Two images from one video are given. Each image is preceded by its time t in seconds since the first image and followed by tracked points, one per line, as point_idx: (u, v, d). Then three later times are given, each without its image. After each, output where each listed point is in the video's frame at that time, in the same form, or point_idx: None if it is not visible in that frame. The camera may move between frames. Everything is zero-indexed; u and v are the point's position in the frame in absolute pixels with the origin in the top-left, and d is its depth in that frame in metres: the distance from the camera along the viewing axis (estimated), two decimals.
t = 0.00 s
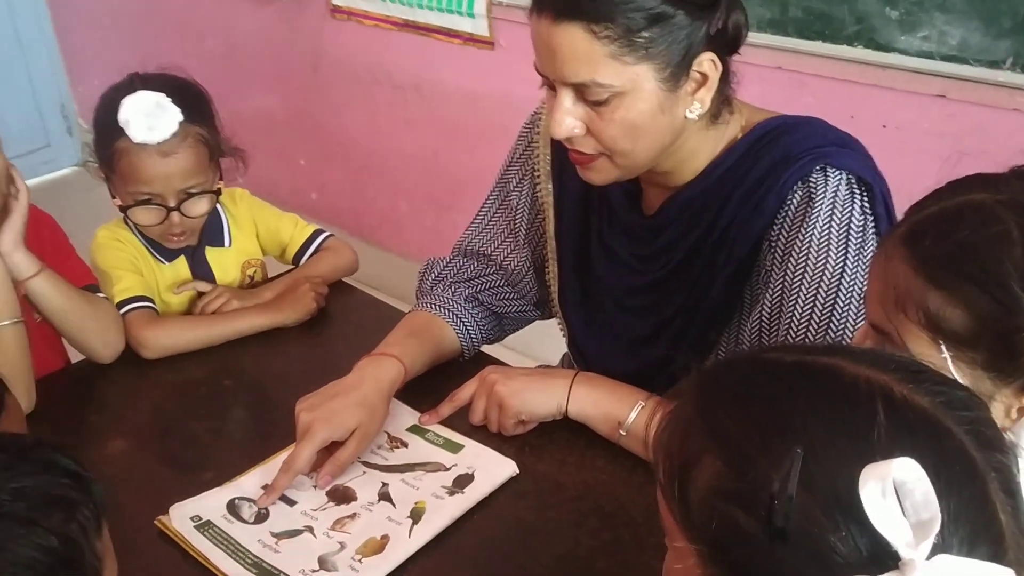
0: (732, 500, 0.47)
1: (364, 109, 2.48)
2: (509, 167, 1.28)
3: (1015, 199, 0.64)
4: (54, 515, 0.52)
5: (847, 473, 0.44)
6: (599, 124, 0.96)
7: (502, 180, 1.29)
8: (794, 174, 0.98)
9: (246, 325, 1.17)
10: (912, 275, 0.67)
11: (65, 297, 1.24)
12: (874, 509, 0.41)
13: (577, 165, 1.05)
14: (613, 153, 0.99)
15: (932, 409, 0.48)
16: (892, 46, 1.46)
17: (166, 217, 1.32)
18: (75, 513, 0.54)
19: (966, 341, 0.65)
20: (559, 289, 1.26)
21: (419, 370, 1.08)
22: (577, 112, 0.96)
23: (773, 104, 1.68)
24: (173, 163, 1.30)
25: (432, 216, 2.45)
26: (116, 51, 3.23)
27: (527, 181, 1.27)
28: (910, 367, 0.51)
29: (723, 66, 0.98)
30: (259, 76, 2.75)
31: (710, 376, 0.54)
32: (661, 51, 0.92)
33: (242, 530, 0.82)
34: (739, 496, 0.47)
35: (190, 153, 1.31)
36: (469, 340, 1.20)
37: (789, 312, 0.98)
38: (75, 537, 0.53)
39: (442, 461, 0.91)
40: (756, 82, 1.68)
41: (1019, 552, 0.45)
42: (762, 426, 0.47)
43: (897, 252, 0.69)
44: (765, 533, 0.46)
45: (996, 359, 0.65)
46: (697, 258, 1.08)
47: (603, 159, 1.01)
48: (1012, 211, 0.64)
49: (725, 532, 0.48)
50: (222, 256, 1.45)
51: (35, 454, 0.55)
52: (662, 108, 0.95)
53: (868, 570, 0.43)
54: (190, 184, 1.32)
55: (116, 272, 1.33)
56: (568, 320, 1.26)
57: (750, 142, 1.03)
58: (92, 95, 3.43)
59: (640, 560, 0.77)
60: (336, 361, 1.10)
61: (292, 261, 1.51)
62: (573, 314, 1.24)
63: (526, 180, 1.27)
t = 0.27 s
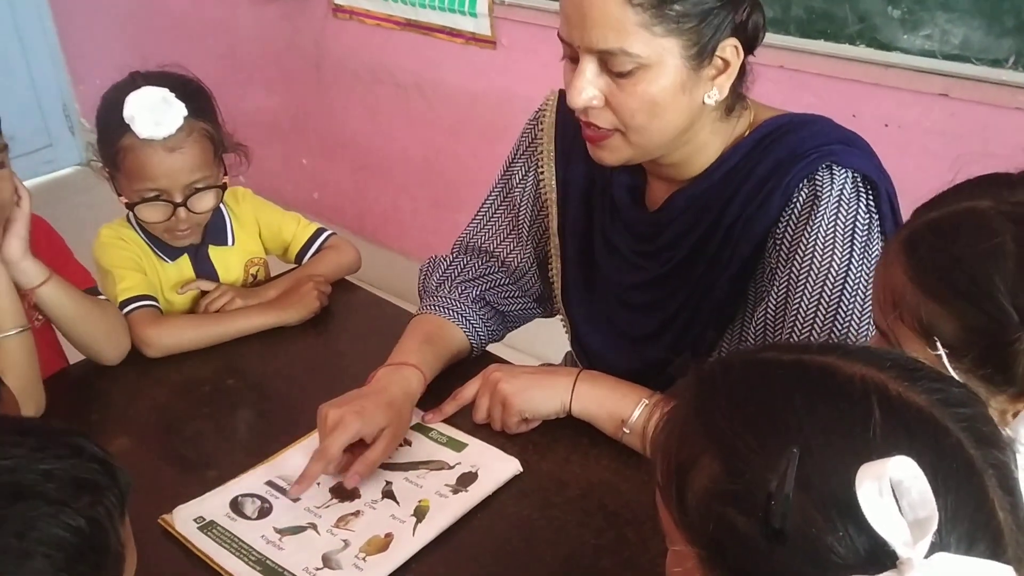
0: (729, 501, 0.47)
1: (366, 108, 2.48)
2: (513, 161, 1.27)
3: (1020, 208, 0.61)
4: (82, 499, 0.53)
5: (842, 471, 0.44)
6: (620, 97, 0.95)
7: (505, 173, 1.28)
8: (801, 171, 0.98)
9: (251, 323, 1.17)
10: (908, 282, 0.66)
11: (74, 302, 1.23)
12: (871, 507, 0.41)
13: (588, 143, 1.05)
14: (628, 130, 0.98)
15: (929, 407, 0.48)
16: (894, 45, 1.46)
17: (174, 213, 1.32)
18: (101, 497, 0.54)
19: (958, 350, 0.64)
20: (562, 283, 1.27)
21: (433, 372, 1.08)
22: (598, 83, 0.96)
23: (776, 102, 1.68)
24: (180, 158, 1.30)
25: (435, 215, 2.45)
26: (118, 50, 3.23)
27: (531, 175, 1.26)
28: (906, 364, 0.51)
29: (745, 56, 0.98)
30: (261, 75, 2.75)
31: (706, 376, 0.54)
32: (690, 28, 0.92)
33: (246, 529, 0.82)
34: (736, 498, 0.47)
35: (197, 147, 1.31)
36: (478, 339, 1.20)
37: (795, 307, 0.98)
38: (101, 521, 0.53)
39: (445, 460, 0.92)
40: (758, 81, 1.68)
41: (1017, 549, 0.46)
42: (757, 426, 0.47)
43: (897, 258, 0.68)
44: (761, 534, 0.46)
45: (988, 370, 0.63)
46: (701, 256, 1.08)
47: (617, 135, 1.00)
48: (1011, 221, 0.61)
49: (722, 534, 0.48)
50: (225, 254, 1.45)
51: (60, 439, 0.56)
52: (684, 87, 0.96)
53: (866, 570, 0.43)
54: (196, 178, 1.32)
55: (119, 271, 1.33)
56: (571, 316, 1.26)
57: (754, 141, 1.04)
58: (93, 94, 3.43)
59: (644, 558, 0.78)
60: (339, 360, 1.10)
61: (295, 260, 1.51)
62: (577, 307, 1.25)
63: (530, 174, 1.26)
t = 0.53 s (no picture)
0: (740, 506, 0.47)
1: (366, 107, 2.48)
2: (515, 158, 1.27)
3: None
4: (85, 501, 0.53)
5: (855, 478, 0.44)
6: (631, 88, 0.95)
7: (507, 170, 1.28)
8: (808, 168, 0.98)
9: (250, 322, 1.17)
10: (919, 277, 0.64)
11: (83, 303, 1.21)
12: (884, 517, 0.40)
13: (595, 137, 1.04)
14: (639, 122, 0.98)
15: (942, 412, 0.47)
16: (894, 43, 1.46)
17: (172, 211, 1.32)
18: (104, 499, 0.55)
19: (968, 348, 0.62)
20: (564, 282, 1.27)
21: (440, 377, 1.07)
22: (608, 74, 0.95)
23: (777, 101, 1.68)
24: (177, 156, 1.30)
25: (435, 214, 2.45)
26: (118, 50, 3.23)
27: (533, 172, 1.26)
28: (920, 369, 0.51)
29: (752, 48, 0.99)
30: (260, 74, 2.74)
31: (720, 375, 0.54)
32: (701, 18, 0.92)
33: (244, 528, 0.82)
34: (747, 502, 0.47)
35: (194, 144, 1.31)
36: (480, 339, 1.20)
37: (798, 305, 0.98)
38: (104, 523, 0.53)
39: (444, 459, 0.92)
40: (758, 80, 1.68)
41: None
42: (769, 434, 0.47)
43: (909, 253, 0.67)
44: (773, 539, 0.46)
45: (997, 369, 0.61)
46: (705, 255, 1.08)
47: (627, 129, 1.00)
48: None
49: (733, 539, 0.48)
50: (224, 254, 1.45)
51: (64, 440, 0.56)
52: (694, 79, 0.95)
53: None
54: (194, 176, 1.32)
55: (117, 270, 1.33)
56: (573, 314, 1.26)
57: (760, 137, 1.03)
58: (92, 94, 3.43)
59: (643, 558, 0.77)
60: (338, 359, 1.10)
61: (294, 259, 1.51)
62: (578, 305, 1.25)
63: (532, 171, 1.26)
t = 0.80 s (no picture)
0: (766, 524, 0.45)
1: (367, 105, 2.48)
2: (517, 158, 1.27)
3: None
4: (83, 503, 0.53)
5: (881, 497, 0.42)
6: (629, 113, 0.95)
7: (510, 169, 1.28)
8: (811, 167, 0.98)
9: (253, 320, 1.17)
10: (922, 272, 0.64)
11: (85, 298, 1.22)
12: (914, 542, 0.40)
13: (602, 161, 1.04)
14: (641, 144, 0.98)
15: (975, 431, 0.44)
16: (896, 42, 1.46)
17: (177, 208, 1.32)
18: (103, 502, 0.54)
19: (971, 341, 0.62)
20: (567, 279, 1.27)
21: (442, 374, 1.07)
22: (604, 102, 0.95)
23: (779, 99, 1.68)
24: (182, 152, 1.30)
25: (436, 213, 2.45)
26: (118, 48, 3.23)
27: (536, 171, 1.26)
28: (955, 386, 0.48)
29: (744, 52, 0.99)
30: (262, 73, 2.75)
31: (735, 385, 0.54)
32: (687, 36, 0.92)
33: (249, 527, 0.82)
34: (772, 520, 0.45)
35: (198, 140, 1.32)
36: (482, 338, 1.19)
37: (802, 303, 0.98)
38: (103, 526, 0.53)
39: (447, 458, 0.92)
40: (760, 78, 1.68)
41: None
42: (790, 447, 0.45)
43: (910, 248, 0.67)
44: (798, 560, 0.44)
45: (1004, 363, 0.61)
46: (708, 253, 1.08)
47: (632, 151, 1.00)
48: None
49: (757, 558, 0.46)
50: (226, 252, 1.45)
51: (63, 443, 0.56)
52: (691, 94, 0.95)
53: None
54: (198, 172, 1.32)
55: (120, 268, 1.33)
56: (576, 312, 1.26)
57: (764, 136, 1.03)
58: (93, 92, 3.43)
59: (648, 557, 0.77)
60: (341, 357, 1.10)
61: (296, 257, 1.51)
62: (581, 305, 1.24)
63: (535, 170, 1.26)
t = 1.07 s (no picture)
0: (759, 530, 0.44)
1: (369, 104, 2.47)
2: (518, 156, 1.27)
3: None
4: (86, 495, 0.52)
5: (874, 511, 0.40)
6: (624, 117, 0.94)
7: (511, 168, 1.28)
8: (810, 166, 0.97)
9: (257, 318, 1.17)
10: (932, 267, 0.64)
11: (86, 294, 1.23)
12: (903, 558, 0.39)
13: (596, 165, 1.04)
14: (637, 149, 0.98)
15: (981, 447, 0.42)
16: (900, 39, 1.45)
17: (189, 203, 1.32)
18: (105, 494, 0.54)
19: (980, 338, 0.61)
20: (569, 276, 1.26)
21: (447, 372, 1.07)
22: (599, 107, 0.95)
23: (783, 97, 1.67)
24: (191, 147, 1.30)
25: (438, 211, 2.45)
26: (120, 47, 3.23)
27: (537, 169, 1.26)
28: (965, 400, 0.46)
29: (740, 53, 0.98)
30: (263, 72, 2.74)
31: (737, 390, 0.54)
32: (683, 40, 0.92)
33: (252, 526, 0.81)
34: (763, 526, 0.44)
35: (205, 133, 1.32)
36: (485, 335, 1.18)
37: (804, 302, 0.97)
38: (107, 518, 0.53)
39: (451, 456, 0.92)
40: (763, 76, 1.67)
41: None
42: (787, 451, 0.44)
43: (920, 243, 0.66)
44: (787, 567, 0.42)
45: (1010, 360, 0.61)
46: (710, 252, 1.07)
47: (625, 155, 1.00)
48: None
49: (746, 562, 0.45)
50: (229, 249, 1.45)
51: (63, 437, 0.56)
52: (687, 97, 0.95)
53: None
54: (208, 166, 1.32)
55: (123, 266, 1.33)
56: (578, 310, 1.25)
57: (764, 133, 1.03)
58: (94, 92, 3.43)
59: (653, 556, 0.77)
60: (345, 355, 1.09)
61: (299, 255, 1.51)
62: (583, 305, 1.24)
63: (536, 169, 1.26)
